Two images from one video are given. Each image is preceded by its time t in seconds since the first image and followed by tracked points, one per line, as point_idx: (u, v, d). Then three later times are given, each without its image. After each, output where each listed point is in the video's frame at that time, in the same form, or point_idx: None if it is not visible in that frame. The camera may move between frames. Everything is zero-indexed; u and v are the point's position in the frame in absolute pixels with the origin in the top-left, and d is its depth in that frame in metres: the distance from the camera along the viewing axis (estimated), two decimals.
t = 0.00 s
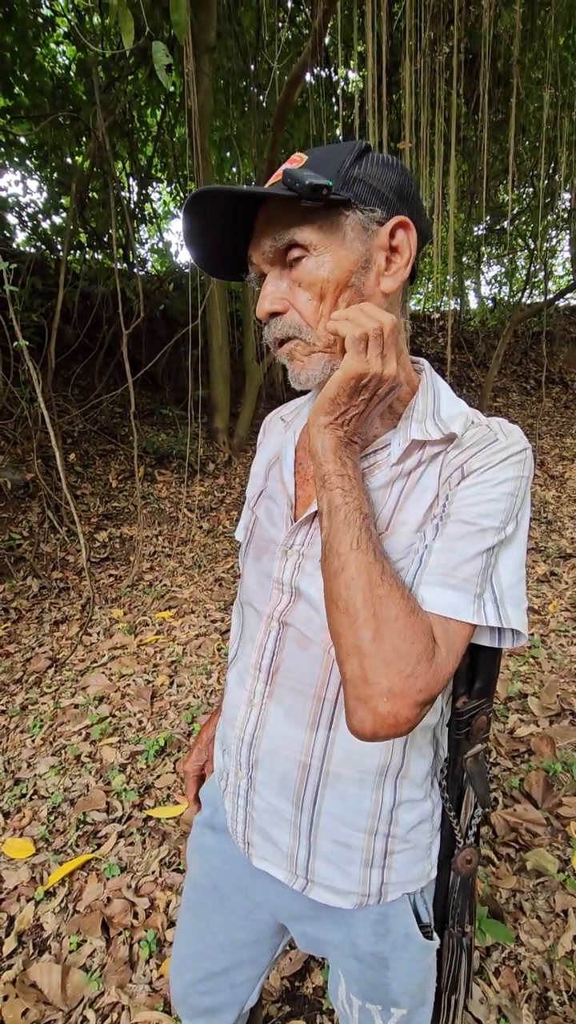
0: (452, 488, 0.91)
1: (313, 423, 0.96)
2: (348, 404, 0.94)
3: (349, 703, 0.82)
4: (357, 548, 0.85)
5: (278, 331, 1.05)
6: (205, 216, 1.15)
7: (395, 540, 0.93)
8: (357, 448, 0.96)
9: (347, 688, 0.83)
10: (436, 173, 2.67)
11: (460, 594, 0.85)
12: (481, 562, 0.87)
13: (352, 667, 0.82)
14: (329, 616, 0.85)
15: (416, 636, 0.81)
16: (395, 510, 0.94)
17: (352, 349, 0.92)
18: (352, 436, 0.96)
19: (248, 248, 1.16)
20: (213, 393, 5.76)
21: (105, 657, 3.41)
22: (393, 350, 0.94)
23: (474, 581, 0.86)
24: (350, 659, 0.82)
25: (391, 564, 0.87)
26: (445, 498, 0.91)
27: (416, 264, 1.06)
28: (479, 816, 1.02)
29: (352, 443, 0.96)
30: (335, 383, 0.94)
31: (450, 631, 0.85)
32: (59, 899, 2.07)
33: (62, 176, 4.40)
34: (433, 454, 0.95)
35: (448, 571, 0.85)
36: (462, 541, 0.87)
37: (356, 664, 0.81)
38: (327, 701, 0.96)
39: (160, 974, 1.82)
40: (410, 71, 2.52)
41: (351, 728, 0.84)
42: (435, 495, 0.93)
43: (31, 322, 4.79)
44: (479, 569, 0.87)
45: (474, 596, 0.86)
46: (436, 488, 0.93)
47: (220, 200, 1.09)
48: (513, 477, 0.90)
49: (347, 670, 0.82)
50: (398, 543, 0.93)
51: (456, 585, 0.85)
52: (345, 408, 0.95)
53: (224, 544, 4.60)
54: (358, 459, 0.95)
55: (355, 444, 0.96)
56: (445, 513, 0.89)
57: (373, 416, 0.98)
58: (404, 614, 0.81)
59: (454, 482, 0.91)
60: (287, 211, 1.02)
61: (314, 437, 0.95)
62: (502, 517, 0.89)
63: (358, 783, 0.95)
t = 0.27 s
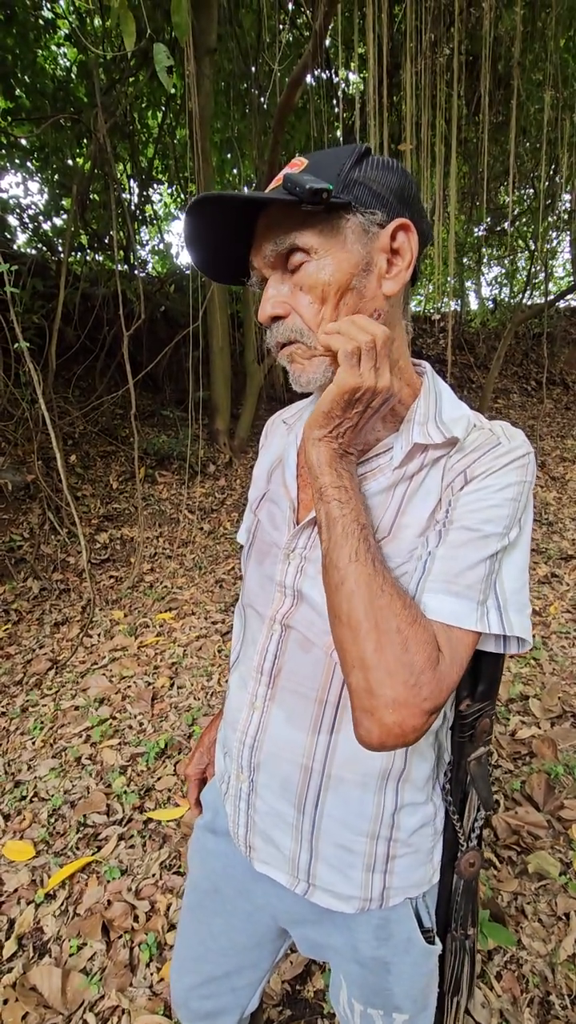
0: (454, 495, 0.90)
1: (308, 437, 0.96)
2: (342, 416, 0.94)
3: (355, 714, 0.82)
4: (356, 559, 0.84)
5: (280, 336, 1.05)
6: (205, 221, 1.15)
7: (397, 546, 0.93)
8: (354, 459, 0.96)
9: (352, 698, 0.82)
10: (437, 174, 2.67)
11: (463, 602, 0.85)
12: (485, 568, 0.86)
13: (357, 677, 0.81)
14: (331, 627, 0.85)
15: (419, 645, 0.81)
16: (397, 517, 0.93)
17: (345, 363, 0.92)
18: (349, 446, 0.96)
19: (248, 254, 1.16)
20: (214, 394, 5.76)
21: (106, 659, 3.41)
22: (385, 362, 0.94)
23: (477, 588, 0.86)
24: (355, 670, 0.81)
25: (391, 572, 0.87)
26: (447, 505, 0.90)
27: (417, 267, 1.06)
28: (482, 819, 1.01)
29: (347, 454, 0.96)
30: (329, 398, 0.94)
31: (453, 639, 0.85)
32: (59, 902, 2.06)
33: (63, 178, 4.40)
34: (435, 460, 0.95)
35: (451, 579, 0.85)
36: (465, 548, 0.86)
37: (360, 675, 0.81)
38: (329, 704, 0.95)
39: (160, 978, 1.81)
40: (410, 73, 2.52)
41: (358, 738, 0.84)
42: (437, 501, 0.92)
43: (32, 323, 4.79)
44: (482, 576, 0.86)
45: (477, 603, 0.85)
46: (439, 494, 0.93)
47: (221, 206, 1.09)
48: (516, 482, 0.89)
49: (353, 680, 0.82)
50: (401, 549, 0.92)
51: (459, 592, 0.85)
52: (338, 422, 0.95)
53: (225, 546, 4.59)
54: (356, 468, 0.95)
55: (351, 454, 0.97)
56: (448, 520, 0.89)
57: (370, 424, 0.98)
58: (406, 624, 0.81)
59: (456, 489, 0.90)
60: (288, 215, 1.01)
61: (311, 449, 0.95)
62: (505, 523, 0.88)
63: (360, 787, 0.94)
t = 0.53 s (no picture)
0: (455, 496, 0.90)
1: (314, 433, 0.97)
2: (347, 415, 0.95)
3: (355, 712, 0.82)
4: (359, 557, 0.84)
5: (283, 338, 1.06)
6: (212, 224, 1.14)
7: (399, 546, 0.93)
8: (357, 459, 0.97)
9: (352, 696, 0.82)
10: (437, 175, 2.67)
11: (463, 603, 0.85)
12: (486, 568, 0.86)
13: (357, 675, 0.81)
14: (332, 625, 0.85)
15: (419, 644, 0.81)
16: (399, 517, 0.94)
17: (354, 358, 0.94)
18: (353, 446, 0.97)
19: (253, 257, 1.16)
20: (214, 394, 5.76)
21: (106, 659, 3.41)
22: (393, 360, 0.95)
23: (478, 589, 0.86)
24: (355, 667, 0.81)
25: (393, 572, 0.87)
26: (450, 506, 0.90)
27: (419, 269, 1.06)
28: (482, 821, 1.01)
29: (352, 452, 0.96)
30: (335, 395, 0.94)
31: (454, 640, 0.85)
32: (60, 902, 2.07)
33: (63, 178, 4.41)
34: (438, 461, 0.95)
35: (452, 579, 0.85)
36: (466, 549, 0.86)
37: (360, 673, 0.81)
38: (330, 707, 0.95)
39: (160, 978, 1.81)
40: (411, 75, 2.53)
41: (356, 737, 0.84)
42: (440, 501, 0.93)
43: (33, 324, 4.79)
44: (484, 576, 0.86)
45: (478, 604, 0.86)
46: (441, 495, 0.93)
47: (226, 208, 1.09)
48: (518, 483, 0.90)
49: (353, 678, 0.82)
50: (403, 549, 0.92)
51: (460, 592, 0.85)
52: (346, 418, 0.95)
53: (225, 546, 4.60)
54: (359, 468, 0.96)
55: (356, 452, 0.97)
56: (449, 521, 0.89)
57: (373, 424, 0.98)
58: (407, 623, 0.81)
59: (458, 490, 0.91)
60: (291, 218, 1.01)
61: (315, 447, 0.95)
62: (507, 524, 0.88)
63: (360, 789, 0.94)
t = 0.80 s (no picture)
0: (460, 497, 0.90)
1: (317, 434, 0.97)
2: (350, 416, 0.95)
3: (359, 714, 0.82)
4: (362, 558, 0.84)
5: (286, 337, 1.05)
6: (216, 224, 1.14)
7: (403, 547, 0.93)
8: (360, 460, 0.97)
9: (356, 699, 0.82)
10: (439, 174, 2.66)
11: (468, 605, 0.84)
12: (491, 569, 0.86)
13: (361, 677, 0.81)
14: (336, 627, 0.85)
15: (423, 644, 0.81)
16: (403, 517, 0.94)
17: (356, 364, 0.94)
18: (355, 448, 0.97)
19: (258, 257, 1.16)
20: (215, 393, 5.76)
21: (107, 658, 3.41)
22: (396, 363, 0.95)
23: (483, 590, 0.85)
24: (358, 669, 0.81)
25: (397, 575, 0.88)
26: (454, 507, 0.90)
27: (423, 267, 1.06)
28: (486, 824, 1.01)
29: (355, 453, 0.97)
30: (337, 397, 0.95)
31: (458, 641, 0.85)
32: (61, 901, 2.06)
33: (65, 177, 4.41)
34: (442, 461, 0.95)
35: (456, 580, 0.85)
36: (470, 549, 0.86)
37: (364, 675, 0.81)
38: (332, 706, 0.95)
39: (161, 977, 1.81)
40: (413, 74, 2.52)
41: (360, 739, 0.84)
42: (443, 502, 0.93)
43: (34, 323, 4.79)
44: (488, 578, 0.86)
45: (482, 606, 0.85)
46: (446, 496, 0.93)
47: (232, 208, 1.08)
48: (523, 484, 0.89)
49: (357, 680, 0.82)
50: (407, 550, 0.92)
51: (464, 594, 0.85)
52: (347, 420, 0.95)
53: (226, 546, 4.59)
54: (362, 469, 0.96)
55: (360, 453, 0.97)
56: (453, 521, 0.89)
57: (378, 425, 0.98)
58: (410, 624, 0.81)
59: (463, 490, 0.90)
60: (295, 217, 1.01)
61: (317, 448, 0.96)
62: (512, 526, 0.88)
63: (362, 789, 0.94)
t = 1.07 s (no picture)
0: (467, 494, 0.90)
1: (328, 427, 0.96)
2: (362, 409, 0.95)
3: (368, 713, 0.82)
4: (373, 555, 0.84)
5: (293, 334, 1.05)
6: (221, 219, 1.13)
7: (411, 544, 0.92)
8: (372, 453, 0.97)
9: (365, 697, 0.82)
10: (442, 173, 2.65)
11: (477, 603, 0.84)
12: (500, 567, 0.86)
13: (370, 675, 0.81)
14: (345, 624, 0.85)
15: (433, 642, 0.80)
16: (410, 514, 0.93)
17: (368, 354, 0.93)
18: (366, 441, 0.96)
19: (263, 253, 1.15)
20: (216, 392, 5.76)
21: (108, 657, 3.40)
22: (409, 356, 0.94)
23: (492, 588, 0.85)
24: (368, 666, 0.81)
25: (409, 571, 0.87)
26: (462, 504, 0.90)
27: (431, 262, 1.06)
28: (491, 823, 1.01)
29: (365, 450, 0.96)
30: (349, 389, 0.95)
31: (468, 639, 0.84)
32: (62, 901, 2.06)
33: (66, 176, 4.41)
34: (449, 458, 0.94)
35: (465, 578, 0.84)
36: (480, 547, 0.85)
37: (374, 673, 0.80)
38: (338, 705, 0.95)
39: (163, 977, 1.81)
40: (415, 73, 2.52)
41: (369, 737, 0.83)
42: (452, 499, 0.92)
43: (34, 322, 4.78)
44: (497, 576, 0.85)
45: (492, 604, 0.85)
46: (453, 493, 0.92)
47: (237, 203, 1.07)
48: (532, 481, 0.89)
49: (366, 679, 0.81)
50: (414, 547, 0.92)
51: (474, 592, 0.84)
52: (359, 412, 0.95)
53: (227, 545, 4.59)
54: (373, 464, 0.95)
55: (368, 450, 0.96)
56: (461, 519, 0.88)
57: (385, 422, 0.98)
58: (421, 622, 0.81)
59: (470, 487, 0.90)
60: (301, 212, 1.01)
61: (329, 442, 0.95)
62: (521, 523, 0.87)
63: (368, 788, 0.94)
